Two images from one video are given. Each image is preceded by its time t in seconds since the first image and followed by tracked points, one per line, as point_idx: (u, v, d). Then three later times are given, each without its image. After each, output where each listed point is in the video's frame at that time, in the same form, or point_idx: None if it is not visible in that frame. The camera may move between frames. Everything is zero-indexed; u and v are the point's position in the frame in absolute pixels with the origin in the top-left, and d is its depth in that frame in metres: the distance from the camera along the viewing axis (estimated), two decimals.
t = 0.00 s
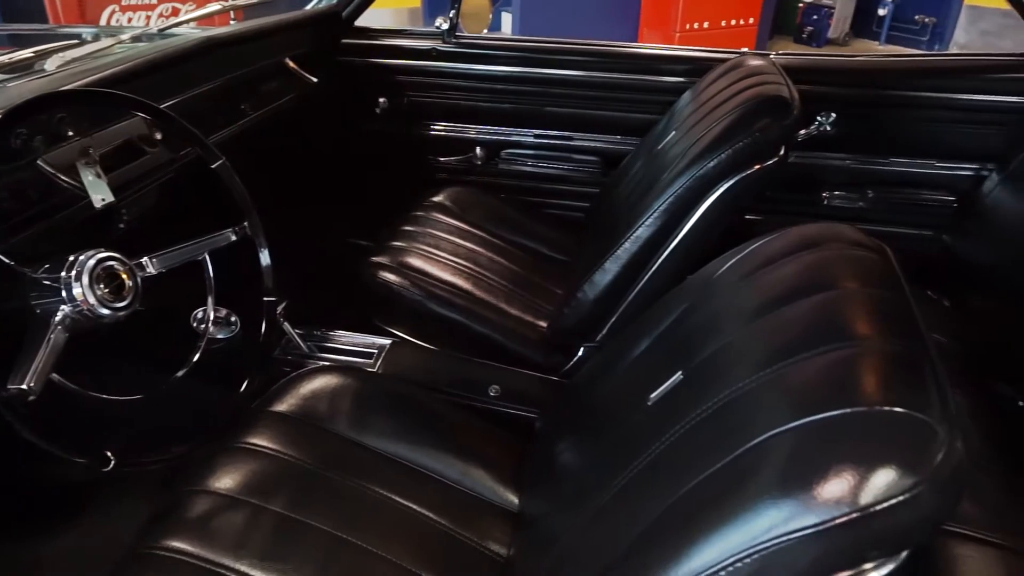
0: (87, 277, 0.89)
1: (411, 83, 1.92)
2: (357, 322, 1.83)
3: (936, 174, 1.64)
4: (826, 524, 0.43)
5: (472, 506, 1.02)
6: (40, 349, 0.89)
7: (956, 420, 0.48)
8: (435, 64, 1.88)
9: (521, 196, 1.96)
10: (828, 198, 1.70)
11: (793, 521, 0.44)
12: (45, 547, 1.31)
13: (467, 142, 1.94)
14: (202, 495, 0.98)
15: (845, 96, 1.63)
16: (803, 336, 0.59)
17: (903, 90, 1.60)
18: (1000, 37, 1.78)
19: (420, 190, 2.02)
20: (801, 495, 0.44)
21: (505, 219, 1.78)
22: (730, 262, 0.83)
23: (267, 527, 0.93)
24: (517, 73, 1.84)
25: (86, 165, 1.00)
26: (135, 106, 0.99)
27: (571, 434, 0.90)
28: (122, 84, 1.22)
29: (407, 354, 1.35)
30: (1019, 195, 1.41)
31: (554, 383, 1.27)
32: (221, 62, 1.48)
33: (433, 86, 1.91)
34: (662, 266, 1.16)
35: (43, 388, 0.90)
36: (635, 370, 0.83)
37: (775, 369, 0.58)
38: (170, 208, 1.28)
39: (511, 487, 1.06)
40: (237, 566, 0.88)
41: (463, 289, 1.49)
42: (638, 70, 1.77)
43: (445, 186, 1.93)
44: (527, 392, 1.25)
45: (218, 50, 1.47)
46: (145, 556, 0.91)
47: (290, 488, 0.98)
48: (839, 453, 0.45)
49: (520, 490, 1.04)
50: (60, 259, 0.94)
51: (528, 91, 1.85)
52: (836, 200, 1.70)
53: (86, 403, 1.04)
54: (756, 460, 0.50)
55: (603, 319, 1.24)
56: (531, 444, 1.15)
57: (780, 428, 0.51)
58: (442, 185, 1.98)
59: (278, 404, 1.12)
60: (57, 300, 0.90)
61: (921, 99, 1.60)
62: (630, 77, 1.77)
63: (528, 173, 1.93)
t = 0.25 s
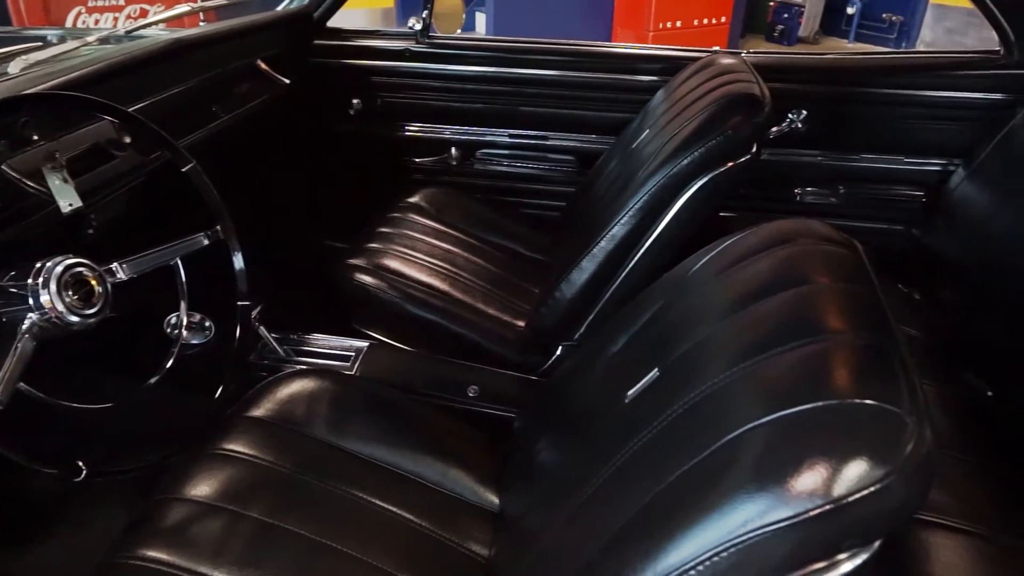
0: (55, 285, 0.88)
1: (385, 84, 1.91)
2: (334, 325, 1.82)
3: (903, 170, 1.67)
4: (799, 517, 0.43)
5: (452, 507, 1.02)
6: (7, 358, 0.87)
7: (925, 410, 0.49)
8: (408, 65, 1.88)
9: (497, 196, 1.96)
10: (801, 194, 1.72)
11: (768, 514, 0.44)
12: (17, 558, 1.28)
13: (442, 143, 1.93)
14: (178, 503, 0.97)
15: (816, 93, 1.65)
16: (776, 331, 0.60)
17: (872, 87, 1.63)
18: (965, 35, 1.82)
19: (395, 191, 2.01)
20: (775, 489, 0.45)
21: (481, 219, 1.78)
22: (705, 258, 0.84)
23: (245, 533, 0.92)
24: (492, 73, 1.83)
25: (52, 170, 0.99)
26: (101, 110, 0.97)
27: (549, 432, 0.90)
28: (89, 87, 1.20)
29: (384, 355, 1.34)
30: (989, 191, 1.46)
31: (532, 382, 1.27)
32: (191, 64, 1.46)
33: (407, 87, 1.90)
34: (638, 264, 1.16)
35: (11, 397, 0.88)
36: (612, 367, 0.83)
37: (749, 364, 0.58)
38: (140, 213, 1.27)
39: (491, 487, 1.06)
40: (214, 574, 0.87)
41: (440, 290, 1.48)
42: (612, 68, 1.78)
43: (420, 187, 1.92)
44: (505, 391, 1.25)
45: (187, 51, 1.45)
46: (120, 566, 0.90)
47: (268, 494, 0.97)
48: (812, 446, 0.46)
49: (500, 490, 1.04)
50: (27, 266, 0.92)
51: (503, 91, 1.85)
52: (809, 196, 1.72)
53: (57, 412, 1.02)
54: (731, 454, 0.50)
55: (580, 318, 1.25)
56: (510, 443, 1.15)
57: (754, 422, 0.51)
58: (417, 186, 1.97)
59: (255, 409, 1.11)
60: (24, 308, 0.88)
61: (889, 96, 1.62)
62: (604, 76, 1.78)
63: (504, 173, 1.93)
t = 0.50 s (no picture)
0: (21, 292, 0.86)
1: (359, 85, 1.90)
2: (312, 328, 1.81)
3: (874, 166, 1.69)
4: (775, 510, 0.44)
5: (433, 509, 1.01)
6: None
7: (897, 402, 0.49)
8: (382, 65, 1.87)
9: (473, 196, 1.96)
10: (775, 190, 1.74)
11: (745, 508, 0.45)
12: None
13: (418, 144, 1.93)
14: (154, 512, 0.96)
15: (788, 90, 1.67)
16: (750, 326, 0.60)
17: (842, 84, 1.65)
18: (932, 32, 1.85)
19: (371, 193, 2.00)
20: (752, 483, 0.45)
21: (458, 220, 1.78)
22: (680, 255, 0.85)
23: (224, 540, 0.91)
24: (466, 73, 1.83)
25: (18, 176, 0.96)
26: (69, 113, 0.96)
27: (529, 432, 0.90)
28: (56, 90, 1.18)
29: (362, 358, 1.33)
30: (958, 185, 1.49)
31: (512, 382, 1.27)
32: (161, 66, 1.44)
33: (381, 88, 1.89)
34: (615, 262, 1.17)
35: None
36: (591, 365, 0.84)
37: (725, 360, 0.59)
38: (111, 218, 1.25)
39: (472, 487, 1.06)
40: None
41: (417, 291, 1.48)
42: (587, 67, 1.79)
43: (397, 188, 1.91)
44: (484, 392, 1.25)
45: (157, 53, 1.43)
46: None
47: (247, 500, 0.96)
48: (787, 439, 0.46)
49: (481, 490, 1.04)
50: None
51: (478, 91, 1.84)
52: (782, 192, 1.74)
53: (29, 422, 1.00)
54: (708, 449, 0.50)
55: (558, 316, 1.25)
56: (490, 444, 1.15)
57: (730, 417, 0.52)
58: (393, 187, 1.96)
59: (232, 415, 1.10)
60: None
61: (859, 93, 1.65)
62: (578, 76, 1.79)
63: (480, 173, 1.92)
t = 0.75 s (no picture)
0: None
1: (333, 86, 1.88)
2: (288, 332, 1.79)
3: (845, 162, 1.71)
4: (751, 503, 0.44)
5: (413, 511, 1.01)
6: None
7: (869, 394, 0.50)
8: (356, 67, 1.86)
9: (449, 197, 1.95)
10: (749, 187, 1.76)
11: (722, 502, 0.45)
12: None
13: (393, 145, 1.92)
14: (130, 521, 0.94)
15: (761, 88, 1.68)
16: (725, 322, 0.61)
17: (813, 81, 1.67)
18: (900, 29, 1.88)
19: (346, 195, 1.98)
20: (728, 477, 0.46)
21: (434, 220, 1.77)
22: (655, 253, 0.85)
23: (202, 547, 0.90)
24: (440, 74, 1.83)
25: None
26: (35, 117, 0.94)
27: (509, 432, 0.90)
28: (23, 93, 1.15)
29: (340, 361, 1.32)
30: (927, 180, 1.51)
31: (491, 382, 1.27)
32: (131, 69, 1.42)
33: (356, 89, 1.88)
34: (592, 260, 1.17)
35: None
36: (568, 363, 0.84)
37: (700, 355, 0.59)
38: (81, 224, 1.22)
39: (453, 489, 1.05)
40: None
41: (395, 293, 1.47)
42: (561, 67, 1.79)
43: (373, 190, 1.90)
44: (463, 392, 1.25)
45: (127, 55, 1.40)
46: None
47: (225, 506, 0.95)
48: (762, 433, 0.47)
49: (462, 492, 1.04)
50: None
51: (454, 91, 1.84)
52: (756, 188, 1.75)
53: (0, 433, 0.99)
54: (685, 445, 0.51)
55: (536, 316, 1.25)
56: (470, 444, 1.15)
57: (706, 412, 0.52)
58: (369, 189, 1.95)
59: (208, 421, 1.09)
60: None
61: (830, 90, 1.67)
62: (553, 75, 1.79)
63: (456, 173, 1.92)
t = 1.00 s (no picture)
0: None
1: (307, 88, 1.87)
2: (266, 336, 1.78)
3: (817, 158, 1.73)
4: (728, 497, 0.45)
5: (395, 514, 1.01)
6: None
7: (842, 387, 0.51)
8: (331, 68, 1.85)
9: (427, 198, 1.94)
10: (724, 184, 1.77)
11: (699, 497, 0.46)
12: None
13: (369, 146, 1.91)
14: (105, 531, 0.93)
15: (734, 86, 1.70)
16: (701, 318, 0.61)
17: (786, 79, 1.69)
18: (870, 27, 1.90)
19: (323, 197, 1.97)
20: (705, 472, 0.46)
21: (412, 222, 1.77)
22: (631, 251, 0.86)
23: (180, 556, 0.89)
24: (415, 74, 1.82)
25: None
26: None
27: (489, 432, 0.90)
28: None
29: (318, 364, 1.31)
30: (897, 175, 1.54)
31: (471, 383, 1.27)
32: (101, 70, 1.39)
33: (331, 90, 1.87)
34: (569, 259, 1.18)
35: None
36: (547, 362, 0.84)
37: (677, 352, 0.60)
38: (51, 230, 1.20)
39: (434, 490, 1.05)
40: None
41: (373, 295, 1.46)
42: (536, 67, 1.79)
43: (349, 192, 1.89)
44: (443, 394, 1.25)
45: (98, 57, 1.37)
46: None
47: (203, 513, 0.94)
48: (738, 428, 0.47)
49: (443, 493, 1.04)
50: None
51: (429, 92, 1.84)
52: (732, 185, 1.77)
53: None
54: (663, 442, 0.51)
55: (515, 315, 1.25)
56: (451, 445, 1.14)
57: (683, 408, 0.52)
58: (346, 191, 1.94)
59: (185, 427, 1.08)
60: None
61: (803, 88, 1.69)
62: (528, 75, 1.80)
63: (433, 174, 1.92)
